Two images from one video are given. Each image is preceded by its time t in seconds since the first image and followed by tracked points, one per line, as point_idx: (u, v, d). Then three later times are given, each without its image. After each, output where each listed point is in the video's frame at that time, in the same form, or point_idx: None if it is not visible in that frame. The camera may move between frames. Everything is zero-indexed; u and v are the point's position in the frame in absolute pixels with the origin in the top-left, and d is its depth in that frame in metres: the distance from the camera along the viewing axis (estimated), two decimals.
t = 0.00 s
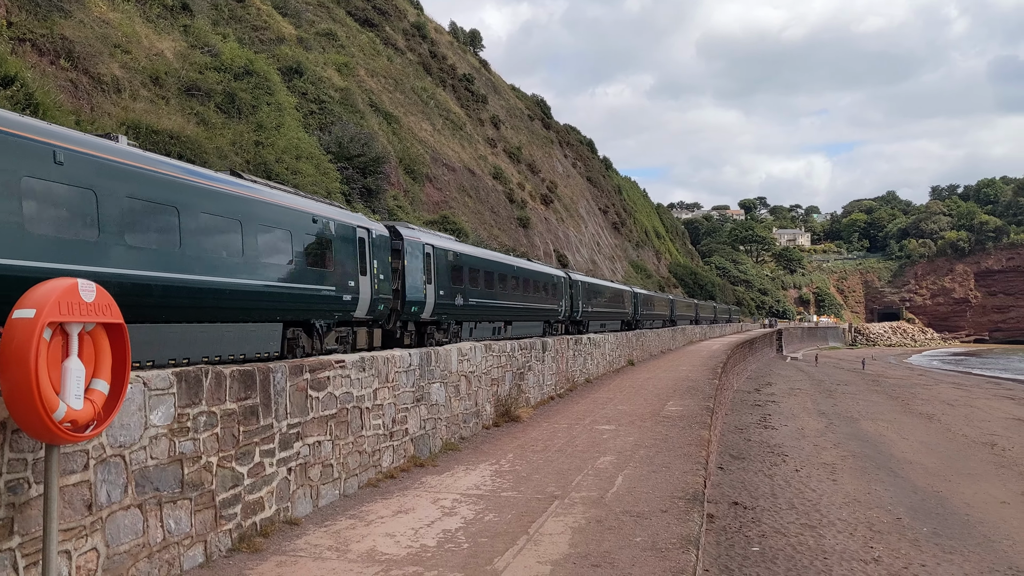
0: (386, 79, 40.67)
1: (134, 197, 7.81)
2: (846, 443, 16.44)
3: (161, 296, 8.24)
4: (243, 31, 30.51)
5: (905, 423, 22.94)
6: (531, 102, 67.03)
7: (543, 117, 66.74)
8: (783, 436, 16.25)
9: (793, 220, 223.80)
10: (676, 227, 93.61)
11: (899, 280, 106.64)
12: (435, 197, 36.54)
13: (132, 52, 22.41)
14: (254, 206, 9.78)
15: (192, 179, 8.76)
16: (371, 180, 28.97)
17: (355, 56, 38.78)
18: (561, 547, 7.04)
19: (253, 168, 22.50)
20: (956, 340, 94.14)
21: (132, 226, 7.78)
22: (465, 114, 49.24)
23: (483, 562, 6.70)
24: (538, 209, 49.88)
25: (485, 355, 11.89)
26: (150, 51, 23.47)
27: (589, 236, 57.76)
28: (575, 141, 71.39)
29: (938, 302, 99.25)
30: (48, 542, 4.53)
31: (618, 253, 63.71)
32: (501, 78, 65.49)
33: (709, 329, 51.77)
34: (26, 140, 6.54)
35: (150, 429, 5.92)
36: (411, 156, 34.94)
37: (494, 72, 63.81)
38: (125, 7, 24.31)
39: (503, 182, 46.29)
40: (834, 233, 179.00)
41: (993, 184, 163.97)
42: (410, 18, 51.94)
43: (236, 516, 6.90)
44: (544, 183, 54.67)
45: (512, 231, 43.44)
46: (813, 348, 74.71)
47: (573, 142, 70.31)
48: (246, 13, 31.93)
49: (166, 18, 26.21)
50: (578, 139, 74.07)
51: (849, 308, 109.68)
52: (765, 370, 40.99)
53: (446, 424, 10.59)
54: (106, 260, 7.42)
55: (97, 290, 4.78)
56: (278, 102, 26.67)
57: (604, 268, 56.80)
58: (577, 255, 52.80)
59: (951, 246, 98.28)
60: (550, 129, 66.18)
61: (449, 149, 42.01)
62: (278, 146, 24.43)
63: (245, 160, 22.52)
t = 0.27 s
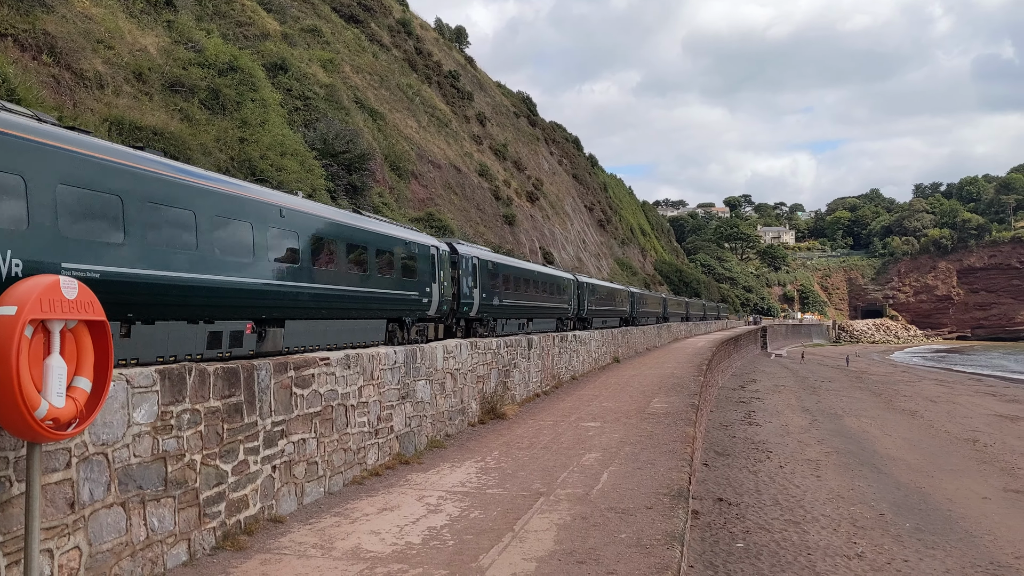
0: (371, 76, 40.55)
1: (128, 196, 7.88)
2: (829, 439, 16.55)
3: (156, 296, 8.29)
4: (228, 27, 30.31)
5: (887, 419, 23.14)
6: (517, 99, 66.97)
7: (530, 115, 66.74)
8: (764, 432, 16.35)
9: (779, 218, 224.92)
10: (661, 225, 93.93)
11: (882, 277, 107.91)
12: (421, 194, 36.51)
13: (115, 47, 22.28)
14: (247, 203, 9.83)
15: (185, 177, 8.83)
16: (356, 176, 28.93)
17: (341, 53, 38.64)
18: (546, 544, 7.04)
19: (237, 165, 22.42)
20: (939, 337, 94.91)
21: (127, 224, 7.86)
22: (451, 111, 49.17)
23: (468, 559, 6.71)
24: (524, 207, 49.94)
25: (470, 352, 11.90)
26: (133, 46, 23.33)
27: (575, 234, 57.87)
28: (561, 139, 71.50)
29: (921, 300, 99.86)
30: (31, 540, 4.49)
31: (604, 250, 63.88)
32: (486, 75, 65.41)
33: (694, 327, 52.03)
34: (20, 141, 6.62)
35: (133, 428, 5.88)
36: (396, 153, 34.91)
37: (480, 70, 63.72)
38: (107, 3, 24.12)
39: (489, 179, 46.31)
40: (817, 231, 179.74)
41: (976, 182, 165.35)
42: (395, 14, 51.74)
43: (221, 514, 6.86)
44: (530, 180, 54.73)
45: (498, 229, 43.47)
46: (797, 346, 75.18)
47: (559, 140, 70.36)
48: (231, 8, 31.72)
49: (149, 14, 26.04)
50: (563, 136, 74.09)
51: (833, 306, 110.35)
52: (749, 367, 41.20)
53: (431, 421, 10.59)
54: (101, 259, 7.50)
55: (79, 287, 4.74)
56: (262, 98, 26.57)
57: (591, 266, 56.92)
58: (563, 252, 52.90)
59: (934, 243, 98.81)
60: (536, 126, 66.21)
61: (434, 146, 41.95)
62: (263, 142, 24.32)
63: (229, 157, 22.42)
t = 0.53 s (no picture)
0: (356, 74, 40.42)
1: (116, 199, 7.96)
2: (812, 438, 16.62)
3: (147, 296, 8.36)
4: (212, 24, 30.10)
5: (869, 418, 23.29)
6: (503, 98, 66.88)
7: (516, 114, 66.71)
8: (744, 431, 16.41)
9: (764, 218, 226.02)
10: (647, 224, 94.15)
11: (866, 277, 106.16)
12: (406, 193, 36.47)
13: (98, 44, 22.14)
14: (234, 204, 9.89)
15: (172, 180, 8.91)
16: (340, 175, 28.86)
17: (326, 51, 38.49)
18: (530, 543, 7.04)
19: (221, 163, 22.33)
20: (921, 336, 95.68)
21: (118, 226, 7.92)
22: (436, 110, 49.08)
23: (453, 559, 6.69)
24: (509, 206, 49.95)
25: (456, 351, 11.90)
26: (116, 43, 23.20)
27: (561, 233, 57.91)
28: (547, 138, 71.57)
29: (903, 299, 100.00)
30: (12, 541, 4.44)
31: (589, 250, 64.00)
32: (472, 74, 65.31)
33: (680, 326, 52.23)
34: (16, 144, 6.59)
35: (116, 427, 5.83)
36: (382, 152, 34.83)
37: (466, 69, 63.61)
38: None
39: (474, 178, 46.29)
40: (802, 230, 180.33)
41: (958, 182, 166.62)
42: (381, 12, 51.53)
43: (204, 514, 6.83)
44: (515, 179, 54.77)
45: (484, 228, 43.47)
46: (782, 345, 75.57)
47: (545, 139, 70.40)
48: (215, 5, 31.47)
49: (132, 10, 25.86)
50: (549, 135, 74.13)
51: (818, 305, 110.94)
52: (735, 366, 41.37)
53: (416, 421, 10.58)
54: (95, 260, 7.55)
55: (60, 285, 4.67)
56: (247, 96, 26.44)
57: (576, 265, 57.00)
58: (549, 251, 52.95)
59: (917, 243, 99.48)
60: (522, 125, 66.22)
61: (420, 145, 41.87)
62: (247, 140, 24.19)
63: (213, 155, 22.31)
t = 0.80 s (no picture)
0: (338, 74, 40.31)
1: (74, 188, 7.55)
2: (792, 439, 16.70)
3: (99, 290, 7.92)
4: (192, 23, 29.90)
5: (847, 419, 23.49)
6: (484, 99, 66.86)
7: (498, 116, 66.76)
8: (720, 432, 16.49)
9: (748, 219, 227.20)
10: (628, 226, 94.64)
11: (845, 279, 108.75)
12: (388, 194, 36.45)
13: (77, 43, 21.98)
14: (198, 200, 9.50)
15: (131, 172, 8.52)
16: (321, 175, 28.77)
17: (307, 51, 38.37)
18: (511, 545, 7.04)
19: (201, 163, 22.21)
20: (900, 337, 96.66)
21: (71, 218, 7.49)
22: (418, 110, 49.02)
23: (433, 561, 6.67)
24: (491, 207, 50.02)
25: (436, 353, 11.90)
26: (95, 42, 23.05)
27: (542, 234, 58.00)
28: (528, 139, 71.74)
29: (882, 301, 100.60)
30: None
31: (571, 251, 64.17)
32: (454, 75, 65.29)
33: (661, 327, 52.52)
34: None
35: (93, 428, 5.75)
36: (363, 152, 34.78)
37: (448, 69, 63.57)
38: None
39: (456, 179, 46.28)
40: (783, 232, 181.61)
41: (937, 185, 168.26)
42: (362, 12, 51.35)
43: (182, 516, 6.77)
44: (496, 180, 54.87)
45: (465, 229, 43.50)
46: (762, 346, 76.09)
47: (526, 140, 70.55)
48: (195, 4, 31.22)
49: (111, 8, 25.68)
50: (531, 137, 74.28)
51: (798, 307, 111.79)
52: (716, 368, 41.63)
53: (396, 422, 10.57)
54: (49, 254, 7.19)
55: (36, 284, 4.61)
56: (227, 96, 26.32)
57: (557, 266, 57.11)
58: (530, 252, 53.04)
59: (896, 245, 100.47)
60: (503, 126, 66.31)
61: (401, 145, 41.82)
62: (228, 140, 24.05)
63: (193, 154, 22.18)
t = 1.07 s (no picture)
0: (322, 73, 40.20)
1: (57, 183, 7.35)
2: (775, 438, 16.76)
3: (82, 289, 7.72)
4: (175, 21, 29.72)
5: (829, 418, 23.63)
6: (469, 98, 66.75)
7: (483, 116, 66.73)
8: (700, 430, 16.55)
9: (734, 219, 228.14)
10: (612, 226, 94.95)
11: (829, 278, 108.39)
12: (372, 193, 36.42)
13: (59, 40, 21.86)
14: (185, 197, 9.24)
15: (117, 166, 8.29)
16: (305, 174, 28.70)
17: (291, 49, 38.23)
18: (494, 544, 7.04)
19: (184, 161, 22.11)
20: (883, 337, 97.34)
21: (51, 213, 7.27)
22: (402, 109, 48.96)
23: (417, 560, 6.65)
24: (476, 206, 50.08)
25: (421, 352, 11.91)
26: (77, 39, 22.92)
27: (527, 233, 58.07)
28: (513, 139, 71.85)
29: (864, 300, 101.48)
30: None
31: (555, 250, 64.29)
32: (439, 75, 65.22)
33: (645, 327, 52.72)
34: None
35: (74, 428, 5.71)
36: (347, 151, 34.70)
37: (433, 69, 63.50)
38: None
39: (441, 178, 46.26)
40: (766, 232, 182.46)
41: (920, 185, 169.71)
42: (347, 11, 51.11)
43: (164, 516, 6.73)
44: (481, 180, 54.91)
45: (450, 229, 43.50)
46: (746, 345, 76.49)
47: (511, 140, 70.63)
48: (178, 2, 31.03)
49: (93, 6, 25.51)
50: (515, 136, 74.33)
51: (780, 306, 112.50)
52: (699, 367, 41.83)
53: (380, 421, 10.56)
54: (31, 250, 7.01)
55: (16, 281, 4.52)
56: (211, 94, 26.23)
57: (542, 265, 57.22)
58: (515, 252, 53.09)
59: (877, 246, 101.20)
60: (488, 126, 66.33)
61: (385, 144, 41.76)
62: (211, 138, 23.95)
63: (176, 153, 22.09)
